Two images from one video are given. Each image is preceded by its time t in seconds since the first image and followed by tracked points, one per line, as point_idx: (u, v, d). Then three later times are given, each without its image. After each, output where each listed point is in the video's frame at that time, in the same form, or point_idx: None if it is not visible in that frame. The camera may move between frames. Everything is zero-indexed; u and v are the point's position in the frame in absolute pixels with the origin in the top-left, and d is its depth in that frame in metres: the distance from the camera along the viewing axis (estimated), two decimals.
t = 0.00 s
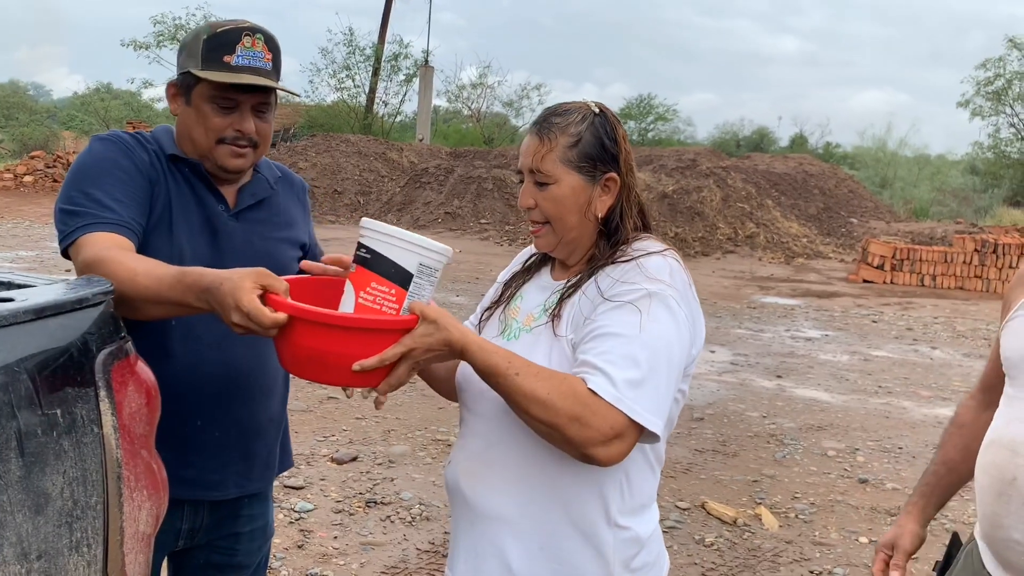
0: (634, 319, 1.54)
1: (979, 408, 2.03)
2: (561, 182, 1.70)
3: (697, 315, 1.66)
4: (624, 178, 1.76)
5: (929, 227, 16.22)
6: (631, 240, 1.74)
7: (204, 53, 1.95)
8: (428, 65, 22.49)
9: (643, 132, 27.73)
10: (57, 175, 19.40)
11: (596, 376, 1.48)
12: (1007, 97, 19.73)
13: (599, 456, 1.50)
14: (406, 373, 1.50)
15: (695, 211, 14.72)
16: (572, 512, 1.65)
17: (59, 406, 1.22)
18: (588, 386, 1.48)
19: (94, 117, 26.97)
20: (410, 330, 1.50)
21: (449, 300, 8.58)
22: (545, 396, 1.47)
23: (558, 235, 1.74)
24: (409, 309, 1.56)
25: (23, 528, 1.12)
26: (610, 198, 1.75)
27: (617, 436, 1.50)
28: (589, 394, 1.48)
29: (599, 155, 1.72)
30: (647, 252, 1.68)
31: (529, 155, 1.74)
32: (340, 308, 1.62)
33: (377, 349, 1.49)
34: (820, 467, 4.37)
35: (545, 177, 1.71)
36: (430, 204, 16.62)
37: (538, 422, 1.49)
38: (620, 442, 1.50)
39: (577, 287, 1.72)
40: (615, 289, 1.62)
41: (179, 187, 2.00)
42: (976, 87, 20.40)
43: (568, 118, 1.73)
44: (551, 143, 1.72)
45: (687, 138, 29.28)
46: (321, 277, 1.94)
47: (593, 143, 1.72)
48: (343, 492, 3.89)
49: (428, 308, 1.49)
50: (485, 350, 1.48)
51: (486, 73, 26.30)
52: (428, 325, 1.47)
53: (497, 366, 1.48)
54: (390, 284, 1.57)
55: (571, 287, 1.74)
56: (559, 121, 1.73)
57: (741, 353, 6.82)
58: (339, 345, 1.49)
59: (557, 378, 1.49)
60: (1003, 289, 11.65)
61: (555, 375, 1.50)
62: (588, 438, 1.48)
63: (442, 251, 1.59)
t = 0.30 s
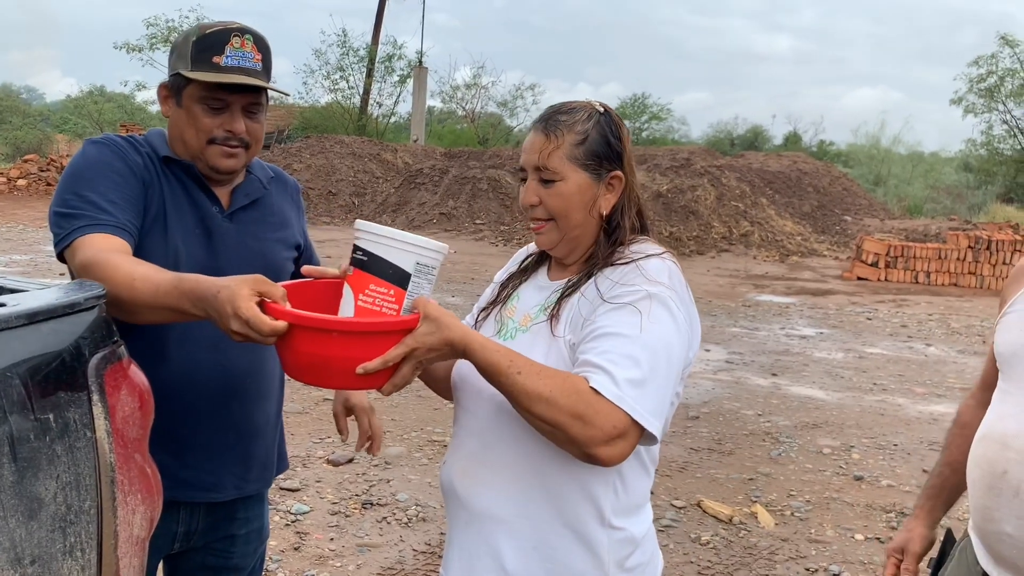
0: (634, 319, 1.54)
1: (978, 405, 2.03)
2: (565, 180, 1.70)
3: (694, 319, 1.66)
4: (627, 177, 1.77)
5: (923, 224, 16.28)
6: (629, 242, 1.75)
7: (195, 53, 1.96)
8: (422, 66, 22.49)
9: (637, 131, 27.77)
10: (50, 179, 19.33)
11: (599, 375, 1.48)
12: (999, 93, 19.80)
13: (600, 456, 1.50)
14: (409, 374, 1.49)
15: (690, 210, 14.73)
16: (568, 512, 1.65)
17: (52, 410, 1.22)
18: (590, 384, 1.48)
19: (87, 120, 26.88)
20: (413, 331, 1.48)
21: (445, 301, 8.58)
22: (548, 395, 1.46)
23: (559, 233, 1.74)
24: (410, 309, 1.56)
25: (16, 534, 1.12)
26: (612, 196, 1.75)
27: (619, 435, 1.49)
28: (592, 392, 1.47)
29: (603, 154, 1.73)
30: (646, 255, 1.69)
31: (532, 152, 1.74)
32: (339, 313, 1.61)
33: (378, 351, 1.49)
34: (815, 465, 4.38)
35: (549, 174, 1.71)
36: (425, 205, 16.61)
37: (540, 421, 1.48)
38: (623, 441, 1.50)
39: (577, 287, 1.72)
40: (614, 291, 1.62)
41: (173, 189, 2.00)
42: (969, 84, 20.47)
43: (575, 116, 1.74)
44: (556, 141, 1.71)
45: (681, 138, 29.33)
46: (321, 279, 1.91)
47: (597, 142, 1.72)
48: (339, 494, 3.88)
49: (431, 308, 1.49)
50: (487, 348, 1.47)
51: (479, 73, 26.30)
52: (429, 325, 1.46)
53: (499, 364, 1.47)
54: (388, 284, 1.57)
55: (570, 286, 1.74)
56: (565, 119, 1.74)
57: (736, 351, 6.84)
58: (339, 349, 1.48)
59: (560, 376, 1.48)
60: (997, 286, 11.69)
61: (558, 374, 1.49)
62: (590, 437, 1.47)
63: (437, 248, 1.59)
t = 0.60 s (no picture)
0: (635, 329, 1.55)
1: (977, 406, 2.04)
2: (570, 185, 1.71)
3: (693, 328, 1.68)
4: (629, 184, 1.79)
5: (918, 224, 16.33)
6: (629, 249, 1.77)
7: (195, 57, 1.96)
8: (417, 71, 22.52)
9: (633, 134, 27.82)
10: (46, 187, 19.30)
11: (601, 384, 1.49)
12: (993, 94, 19.88)
13: (602, 464, 1.51)
14: (409, 381, 1.49)
15: (686, 213, 14.75)
16: (566, 516, 1.65)
17: (50, 421, 1.22)
18: (593, 393, 1.49)
19: (83, 128, 26.84)
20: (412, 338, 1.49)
21: (442, 306, 8.58)
22: (551, 405, 1.46)
23: (561, 237, 1.75)
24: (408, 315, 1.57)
25: (17, 544, 1.12)
26: (613, 202, 1.77)
27: (622, 444, 1.50)
28: (595, 402, 1.48)
29: (608, 159, 1.74)
30: (644, 264, 1.70)
31: (536, 156, 1.75)
32: (336, 321, 1.62)
33: (377, 358, 1.49)
34: (813, 466, 4.38)
35: (554, 177, 1.71)
36: (422, 210, 16.61)
37: (544, 431, 1.48)
38: (624, 450, 1.51)
39: (577, 293, 1.72)
40: (615, 299, 1.63)
41: (169, 196, 2.00)
42: (963, 84, 20.54)
43: (581, 121, 1.76)
44: (562, 145, 1.72)
45: (677, 141, 29.41)
46: (317, 290, 1.91)
47: (602, 147, 1.74)
48: (338, 500, 3.88)
49: (431, 315, 1.49)
50: (489, 357, 1.47)
51: (475, 78, 26.33)
52: (429, 331, 1.46)
53: (502, 374, 1.47)
54: (385, 292, 1.58)
55: (571, 290, 1.74)
56: (571, 124, 1.75)
57: (734, 354, 6.84)
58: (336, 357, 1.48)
59: (563, 386, 1.49)
60: (992, 286, 11.72)
61: (561, 383, 1.50)
62: (594, 445, 1.48)
63: (432, 254, 1.60)
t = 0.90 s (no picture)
0: (637, 336, 1.56)
1: (976, 410, 2.04)
2: (564, 192, 1.72)
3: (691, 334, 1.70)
4: (622, 193, 1.80)
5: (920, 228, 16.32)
6: (625, 258, 1.78)
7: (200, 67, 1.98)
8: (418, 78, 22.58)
9: (633, 140, 27.84)
10: (49, 197, 19.35)
11: (608, 392, 1.50)
12: (993, 97, 19.89)
13: (609, 471, 1.52)
14: (413, 396, 1.49)
15: (688, 218, 14.75)
16: (567, 519, 1.66)
17: (55, 432, 1.23)
18: (600, 402, 1.49)
19: (85, 137, 26.90)
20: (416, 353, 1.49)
21: (445, 313, 8.59)
22: (560, 414, 1.47)
23: (555, 244, 1.76)
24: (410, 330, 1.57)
25: (22, 555, 1.13)
26: (607, 211, 1.78)
27: (628, 450, 1.52)
28: (602, 410, 1.49)
29: (602, 168, 1.75)
30: (642, 273, 1.71)
31: (531, 163, 1.76)
32: (335, 339, 1.61)
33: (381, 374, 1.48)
34: (816, 471, 4.38)
35: (549, 184, 1.72)
36: (423, 217, 16.63)
37: (551, 440, 1.49)
38: (629, 456, 1.53)
39: (575, 302, 1.73)
40: (616, 307, 1.64)
41: (168, 206, 2.02)
42: (963, 88, 20.56)
43: (576, 131, 1.76)
44: (557, 152, 1.73)
45: (677, 146, 29.44)
46: (310, 308, 1.86)
47: (596, 156, 1.75)
48: (341, 508, 3.88)
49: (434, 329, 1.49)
50: (495, 369, 1.48)
51: (475, 85, 26.40)
52: (434, 344, 1.46)
53: (509, 386, 1.48)
54: (387, 308, 1.58)
55: (568, 299, 1.75)
56: (566, 133, 1.76)
57: (736, 359, 6.84)
58: (338, 375, 1.47)
59: (571, 394, 1.50)
60: (994, 289, 11.71)
61: (567, 393, 1.50)
62: (602, 452, 1.49)
63: (432, 268, 1.61)
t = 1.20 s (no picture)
0: (643, 341, 1.57)
1: (985, 415, 2.03)
2: (564, 192, 1.74)
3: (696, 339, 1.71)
4: (621, 200, 1.82)
5: (928, 231, 16.26)
6: (624, 263, 1.79)
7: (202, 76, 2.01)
8: (424, 85, 22.65)
9: (639, 144, 27.85)
10: (57, 205, 19.47)
11: (621, 398, 1.50)
12: (1001, 100, 19.83)
13: (625, 476, 1.53)
14: (429, 412, 1.50)
15: (694, 222, 14.73)
16: (575, 519, 1.67)
17: (68, 438, 1.24)
18: (614, 408, 1.50)
19: (93, 145, 27.07)
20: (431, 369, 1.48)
21: (452, 318, 8.59)
22: (577, 423, 1.47)
23: (553, 244, 1.77)
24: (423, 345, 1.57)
25: (36, 560, 1.14)
26: (604, 215, 1.79)
27: (643, 455, 1.53)
28: (618, 416, 1.49)
29: (602, 172, 1.78)
30: (645, 277, 1.72)
31: (532, 164, 1.77)
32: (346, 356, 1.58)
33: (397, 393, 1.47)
34: (824, 476, 4.37)
35: (549, 184, 1.74)
36: (430, 222, 16.67)
37: (567, 447, 1.50)
38: (644, 461, 1.53)
39: (578, 307, 1.73)
40: (623, 313, 1.64)
41: (172, 211, 2.03)
42: (970, 91, 20.49)
43: (578, 136, 1.79)
44: (559, 154, 1.76)
45: (683, 150, 29.42)
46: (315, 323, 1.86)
47: (596, 160, 1.77)
48: (349, 514, 3.89)
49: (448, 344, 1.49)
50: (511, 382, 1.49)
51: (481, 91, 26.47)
52: (450, 361, 1.47)
53: (525, 397, 1.49)
54: (400, 324, 1.56)
55: (570, 303, 1.75)
56: (568, 138, 1.79)
57: (744, 363, 6.83)
58: (350, 394, 1.46)
59: (585, 402, 1.51)
60: (1003, 292, 11.65)
61: (582, 401, 1.51)
62: (618, 457, 1.50)
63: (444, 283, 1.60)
